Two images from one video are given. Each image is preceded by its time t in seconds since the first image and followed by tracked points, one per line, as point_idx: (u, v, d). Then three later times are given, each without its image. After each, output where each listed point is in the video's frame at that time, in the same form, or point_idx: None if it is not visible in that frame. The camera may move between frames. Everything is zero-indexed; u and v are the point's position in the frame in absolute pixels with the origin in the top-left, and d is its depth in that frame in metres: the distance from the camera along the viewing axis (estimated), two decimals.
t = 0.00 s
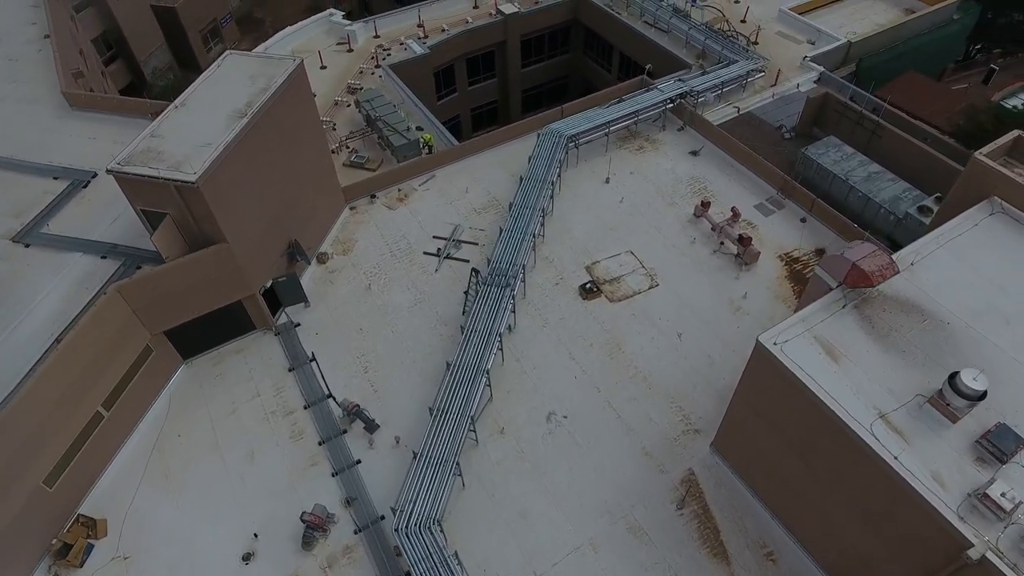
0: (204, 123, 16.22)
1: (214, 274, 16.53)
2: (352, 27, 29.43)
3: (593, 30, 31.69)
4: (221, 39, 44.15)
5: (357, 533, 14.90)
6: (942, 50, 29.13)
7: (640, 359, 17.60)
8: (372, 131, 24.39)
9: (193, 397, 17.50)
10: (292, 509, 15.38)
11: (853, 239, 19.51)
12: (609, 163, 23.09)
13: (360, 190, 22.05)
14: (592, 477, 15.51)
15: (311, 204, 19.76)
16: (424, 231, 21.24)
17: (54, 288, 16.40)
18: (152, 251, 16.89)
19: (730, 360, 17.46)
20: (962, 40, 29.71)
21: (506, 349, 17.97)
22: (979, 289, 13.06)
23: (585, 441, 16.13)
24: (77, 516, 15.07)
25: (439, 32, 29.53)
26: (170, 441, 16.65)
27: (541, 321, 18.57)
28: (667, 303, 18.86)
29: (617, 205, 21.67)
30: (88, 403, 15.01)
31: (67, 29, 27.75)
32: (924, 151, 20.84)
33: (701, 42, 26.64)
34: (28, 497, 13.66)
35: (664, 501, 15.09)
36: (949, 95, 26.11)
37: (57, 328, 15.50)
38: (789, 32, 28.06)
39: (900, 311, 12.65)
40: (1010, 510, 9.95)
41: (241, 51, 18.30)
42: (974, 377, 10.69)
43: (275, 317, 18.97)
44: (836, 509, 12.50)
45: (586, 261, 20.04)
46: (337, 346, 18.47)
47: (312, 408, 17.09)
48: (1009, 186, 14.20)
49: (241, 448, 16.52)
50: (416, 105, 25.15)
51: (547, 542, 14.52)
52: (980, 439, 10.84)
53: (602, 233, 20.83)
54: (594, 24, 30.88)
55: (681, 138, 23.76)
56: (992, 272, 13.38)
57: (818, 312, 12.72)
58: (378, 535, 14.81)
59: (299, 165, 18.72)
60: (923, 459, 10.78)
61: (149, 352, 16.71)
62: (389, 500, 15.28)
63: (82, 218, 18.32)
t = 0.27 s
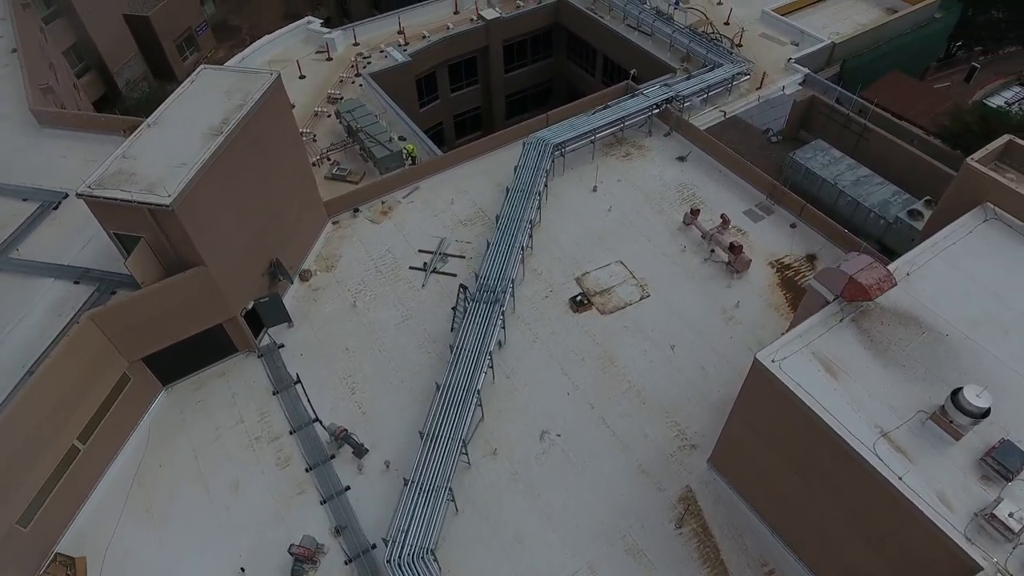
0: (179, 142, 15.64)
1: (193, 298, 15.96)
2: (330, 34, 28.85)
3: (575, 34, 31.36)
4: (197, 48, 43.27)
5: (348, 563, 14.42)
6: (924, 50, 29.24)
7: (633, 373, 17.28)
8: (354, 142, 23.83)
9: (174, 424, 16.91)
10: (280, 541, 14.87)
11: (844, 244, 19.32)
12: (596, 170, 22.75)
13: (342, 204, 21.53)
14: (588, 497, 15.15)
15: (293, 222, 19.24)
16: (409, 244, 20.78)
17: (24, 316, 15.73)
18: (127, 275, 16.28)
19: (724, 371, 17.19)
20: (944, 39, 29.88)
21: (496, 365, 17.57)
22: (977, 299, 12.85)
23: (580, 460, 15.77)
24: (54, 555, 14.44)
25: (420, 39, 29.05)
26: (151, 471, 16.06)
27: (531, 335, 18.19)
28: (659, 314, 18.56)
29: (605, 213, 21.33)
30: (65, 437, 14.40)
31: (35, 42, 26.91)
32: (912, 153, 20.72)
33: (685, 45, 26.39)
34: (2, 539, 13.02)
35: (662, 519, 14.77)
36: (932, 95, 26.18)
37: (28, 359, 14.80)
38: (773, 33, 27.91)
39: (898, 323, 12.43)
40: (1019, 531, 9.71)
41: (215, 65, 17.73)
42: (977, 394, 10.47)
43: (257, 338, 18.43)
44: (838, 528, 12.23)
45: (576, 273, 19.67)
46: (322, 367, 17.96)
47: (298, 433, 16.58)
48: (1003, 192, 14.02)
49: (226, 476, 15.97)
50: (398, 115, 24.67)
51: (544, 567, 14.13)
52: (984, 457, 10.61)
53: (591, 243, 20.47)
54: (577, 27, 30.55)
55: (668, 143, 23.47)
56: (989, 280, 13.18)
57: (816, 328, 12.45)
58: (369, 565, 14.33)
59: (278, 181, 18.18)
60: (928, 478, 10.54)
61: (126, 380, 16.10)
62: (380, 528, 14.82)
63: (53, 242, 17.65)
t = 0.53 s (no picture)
0: (152, 163, 15.06)
1: (172, 324, 15.40)
2: (309, 43, 28.28)
3: (558, 39, 31.02)
4: (172, 57, 42.64)
5: None
6: (906, 49, 29.30)
7: (627, 388, 16.97)
8: (335, 154, 23.30)
9: (155, 454, 16.31)
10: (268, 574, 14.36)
11: (834, 249, 19.15)
12: (583, 178, 22.42)
13: (325, 219, 21.01)
14: (584, 518, 14.80)
15: (274, 240, 18.71)
16: (394, 259, 20.31)
17: None
18: (102, 301, 15.66)
19: (718, 383, 16.92)
20: (925, 38, 29.96)
21: (487, 383, 17.17)
22: (974, 308, 12.65)
23: (575, 480, 15.42)
24: None
25: (401, 46, 28.57)
26: (131, 505, 15.46)
27: (522, 351, 17.82)
28: (650, 325, 18.27)
29: (593, 222, 21.01)
30: (39, 474, 13.76)
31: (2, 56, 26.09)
32: (899, 155, 20.61)
33: (669, 49, 26.15)
34: None
35: (660, 539, 14.45)
36: (917, 96, 26.58)
37: None
38: (756, 35, 27.75)
39: (896, 336, 12.21)
40: None
41: (189, 81, 17.15)
42: (981, 410, 10.25)
43: (240, 361, 17.87)
44: (841, 548, 11.97)
45: (565, 284, 19.33)
46: (308, 390, 17.46)
47: (284, 460, 16.07)
48: (996, 198, 13.83)
49: (210, 507, 15.42)
50: (380, 125, 24.18)
51: None
52: (989, 474, 10.39)
53: (579, 253, 20.14)
54: (559, 32, 30.22)
55: (655, 149, 23.20)
56: (985, 288, 12.99)
57: (813, 343, 12.19)
58: None
59: (258, 198, 17.64)
60: (933, 498, 10.31)
61: (103, 411, 15.49)
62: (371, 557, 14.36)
63: (23, 268, 17.00)
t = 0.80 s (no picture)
0: (124, 187, 14.49)
1: (149, 354, 14.83)
2: (285, 53, 27.67)
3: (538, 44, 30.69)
4: (145, 68, 42.03)
5: None
6: (886, 47, 29.27)
7: (620, 403, 16.66)
8: (315, 168, 22.76)
9: (135, 488, 15.71)
10: None
11: (823, 255, 19.02)
12: (569, 187, 22.10)
13: (306, 235, 20.48)
14: (581, 540, 14.47)
15: (253, 260, 18.16)
16: (379, 275, 19.85)
17: None
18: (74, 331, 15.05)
19: (712, 396, 16.68)
20: (905, 37, 30.03)
21: (476, 402, 16.78)
22: (969, 318, 12.50)
23: (570, 500, 15.07)
24: None
25: (380, 54, 28.07)
26: (111, 542, 14.85)
27: (512, 367, 17.45)
28: (641, 337, 17.99)
29: (580, 232, 20.69)
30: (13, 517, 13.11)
31: None
32: (885, 158, 20.56)
33: (651, 53, 25.91)
34: None
35: (659, 560, 14.16)
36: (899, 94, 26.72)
37: None
38: (738, 37, 27.62)
39: (893, 349, 12.02)
40: None
41: (161, 99, 16.57)
42: (983, 427, 10.05)
43: (221, 387, 17.32)
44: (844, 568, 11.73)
45: (553, 297, 18.99)
46: (293, 414, 16.96)
47: (270, 489, 15.55)
48: (987, 204, 13.69)
49: (193, 541, 14.87)
50: (361, 137, 23.69)
51: None
52: (993, 491, 10.21)
53: (567, 265, 19.82)
54: (539, 37, 29.89)
55: (640, 156, 22.93)
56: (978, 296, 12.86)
57: (810, 359, 11.95)
58: None
59: (236, 217, 17.11)
60: (937, 518, 10.10)
61: (79, 445, 14.88)
62: None
63: None
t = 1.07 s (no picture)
0: (96, 213, 13.94)
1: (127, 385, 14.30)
2: (262, 64, 27.08)
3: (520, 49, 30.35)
4: (118, 79, 41.07)
5: None
6: (867, 47, 29.23)
7: (613, 419, 16.37)
8: (295, 182, 22.24)
9: (116, 523, 15.14)
10: None
11: (813, 261, 18.89)
12: (555, 197, 21.78)
13: (288, 253, 19.98)
14: (579, 564, 14.15)
15: (234, 282, 17.65)
16: (364, 293, 19.40)
17: None
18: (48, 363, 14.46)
19: (706, 409, 16.46)
20: (885, 37, 30.11)
21: (468, 422, 16.41)
22: (964, 329, 12.37)
23: (566, 522, 14.74)
24: None
25: (359, 63, 27.58)
26: None
27: (503, 385, 17.11)
28: (634, 350, 17.73)
29: (568, 244, 20.39)
30: None
31: None
32: (873, 162, 20.51)
33: (635, 57, 25.66)
34: None
35: None
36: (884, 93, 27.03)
37: None
38: (721, 40, 27.47)
39: (891, 363, 11.83)
40: None
41: (133, 119, 16.02)
42: (985, 445, 9.87)
43: (204, 414, 16.79)
44: None
45: (543, 311, 18.66)
46: (279, 440, 16.47)
47: (257, 519, 15.07)
48: (978, 212, 13.56)
49: None
50: (342, 150, 23.21)
51: None
52: (998, 510, 10.03)
53: (556, 277, 19.50)
54: (521, 43, 29.56)
55: (626, 163, 22.67)
56: (972, 306, 12.74)
57: (808, 377, 11.72)
58: None
59: (214, 239, 16.56)
60: (942, 539, 9.91)
61: (57, 482, 14.34)
62: None
63: None
